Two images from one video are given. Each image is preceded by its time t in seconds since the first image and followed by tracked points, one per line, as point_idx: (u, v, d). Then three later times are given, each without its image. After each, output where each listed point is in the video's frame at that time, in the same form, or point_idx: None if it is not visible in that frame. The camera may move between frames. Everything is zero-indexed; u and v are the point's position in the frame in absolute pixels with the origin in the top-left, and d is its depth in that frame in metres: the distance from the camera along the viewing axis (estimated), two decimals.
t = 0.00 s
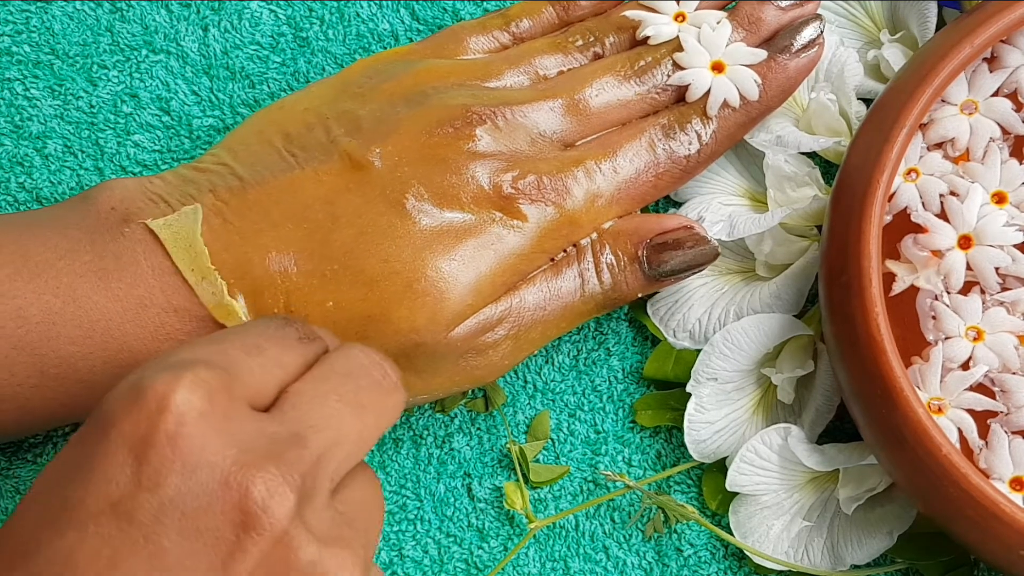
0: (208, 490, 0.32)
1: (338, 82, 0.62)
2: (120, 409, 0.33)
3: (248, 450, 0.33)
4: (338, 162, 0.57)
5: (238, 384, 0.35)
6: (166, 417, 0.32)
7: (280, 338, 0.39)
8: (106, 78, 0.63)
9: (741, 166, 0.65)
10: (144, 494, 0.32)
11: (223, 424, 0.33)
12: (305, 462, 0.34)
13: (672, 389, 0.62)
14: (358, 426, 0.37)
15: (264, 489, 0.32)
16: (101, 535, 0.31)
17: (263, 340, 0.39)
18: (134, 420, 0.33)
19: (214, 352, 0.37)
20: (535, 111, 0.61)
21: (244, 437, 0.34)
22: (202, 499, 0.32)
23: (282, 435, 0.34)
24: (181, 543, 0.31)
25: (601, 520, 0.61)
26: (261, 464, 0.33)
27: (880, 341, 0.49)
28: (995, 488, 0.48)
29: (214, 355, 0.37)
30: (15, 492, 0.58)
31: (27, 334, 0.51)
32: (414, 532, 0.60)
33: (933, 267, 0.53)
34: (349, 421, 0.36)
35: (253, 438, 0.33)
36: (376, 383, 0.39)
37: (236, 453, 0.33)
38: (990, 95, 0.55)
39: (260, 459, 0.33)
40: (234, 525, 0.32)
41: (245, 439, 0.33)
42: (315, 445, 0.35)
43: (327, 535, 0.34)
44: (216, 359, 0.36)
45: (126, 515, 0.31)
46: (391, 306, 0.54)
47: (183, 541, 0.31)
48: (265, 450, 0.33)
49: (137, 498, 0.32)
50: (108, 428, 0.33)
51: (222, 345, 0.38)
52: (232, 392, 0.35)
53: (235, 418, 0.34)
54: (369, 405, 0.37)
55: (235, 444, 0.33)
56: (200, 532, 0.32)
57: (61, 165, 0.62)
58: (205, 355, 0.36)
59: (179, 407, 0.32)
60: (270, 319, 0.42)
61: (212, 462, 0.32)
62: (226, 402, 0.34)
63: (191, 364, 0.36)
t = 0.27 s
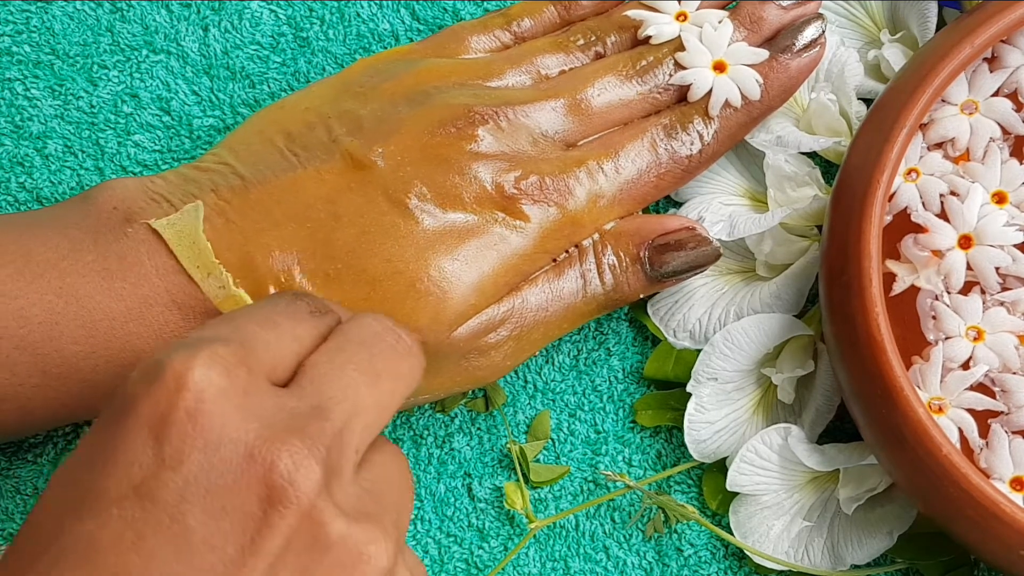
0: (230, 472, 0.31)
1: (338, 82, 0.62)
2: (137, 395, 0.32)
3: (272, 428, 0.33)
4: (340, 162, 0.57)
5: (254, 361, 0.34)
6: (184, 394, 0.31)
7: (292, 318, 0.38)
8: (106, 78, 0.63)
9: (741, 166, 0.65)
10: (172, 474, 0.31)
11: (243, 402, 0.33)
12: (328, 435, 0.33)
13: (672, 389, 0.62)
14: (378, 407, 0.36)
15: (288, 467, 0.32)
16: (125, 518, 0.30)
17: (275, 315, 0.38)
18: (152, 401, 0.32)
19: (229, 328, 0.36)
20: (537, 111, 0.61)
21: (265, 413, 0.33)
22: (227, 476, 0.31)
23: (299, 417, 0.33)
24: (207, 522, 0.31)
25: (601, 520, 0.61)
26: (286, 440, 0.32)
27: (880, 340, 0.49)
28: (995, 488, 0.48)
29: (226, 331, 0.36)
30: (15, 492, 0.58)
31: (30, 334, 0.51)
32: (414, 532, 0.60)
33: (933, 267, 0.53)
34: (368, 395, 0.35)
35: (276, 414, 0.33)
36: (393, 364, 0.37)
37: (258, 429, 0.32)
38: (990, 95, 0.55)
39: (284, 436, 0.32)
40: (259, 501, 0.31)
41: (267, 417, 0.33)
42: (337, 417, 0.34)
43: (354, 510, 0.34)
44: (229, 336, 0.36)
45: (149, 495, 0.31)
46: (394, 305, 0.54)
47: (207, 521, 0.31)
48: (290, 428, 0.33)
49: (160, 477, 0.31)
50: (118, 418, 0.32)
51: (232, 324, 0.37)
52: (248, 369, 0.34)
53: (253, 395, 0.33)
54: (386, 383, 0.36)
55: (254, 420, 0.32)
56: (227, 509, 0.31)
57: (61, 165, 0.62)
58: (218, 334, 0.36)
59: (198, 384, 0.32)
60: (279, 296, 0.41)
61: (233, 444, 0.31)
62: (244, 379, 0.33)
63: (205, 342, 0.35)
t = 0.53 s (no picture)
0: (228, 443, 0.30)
1: (338, 82, 0.62)
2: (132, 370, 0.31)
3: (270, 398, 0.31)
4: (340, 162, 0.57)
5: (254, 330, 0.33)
6: (184, 365, 0.30)
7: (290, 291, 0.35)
8: (106, 78, 0.63)
9: (741, 166, 0.65)
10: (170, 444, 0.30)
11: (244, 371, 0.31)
12: (331, 408, 0.31)
13: (672, 388, 0.62)
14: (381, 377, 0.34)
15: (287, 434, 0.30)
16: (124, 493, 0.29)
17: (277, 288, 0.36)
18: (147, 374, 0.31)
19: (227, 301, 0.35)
20: (537, 110, 0.61)
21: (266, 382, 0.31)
22: (227, 449, 0.30)
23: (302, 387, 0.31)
24: (207, 496, 0.29)
25: (601, 520, 0.61)
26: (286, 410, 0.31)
27: (880, 340, 0.49)
28: (995, 488, 0.48)
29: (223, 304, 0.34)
30: (15, 492, 0.58)
31: (29, 334, 0.51)
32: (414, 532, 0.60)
33: (933, 267, 0.53)
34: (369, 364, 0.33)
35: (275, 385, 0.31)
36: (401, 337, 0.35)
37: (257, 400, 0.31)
38: (990, 95, 0.55)
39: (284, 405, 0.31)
40: (260, 471, 0.30)
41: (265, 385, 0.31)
42: (340, 388, 0.32)
43: (358, 484, 0.32)
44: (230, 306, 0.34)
45: (148, 469, 0.29)
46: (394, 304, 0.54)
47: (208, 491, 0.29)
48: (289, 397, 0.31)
49: (160, 450, 0.30)
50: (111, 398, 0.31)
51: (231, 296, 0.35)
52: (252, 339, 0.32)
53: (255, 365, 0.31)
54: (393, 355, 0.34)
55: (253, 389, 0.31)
56: (227, 482, 0.30)
57: (61, 165, 0.62)
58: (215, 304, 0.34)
59: (198, 355, 0.30)
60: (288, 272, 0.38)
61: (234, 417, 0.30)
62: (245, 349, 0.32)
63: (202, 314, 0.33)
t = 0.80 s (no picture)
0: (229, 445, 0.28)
1: (338, 82, 0.62)
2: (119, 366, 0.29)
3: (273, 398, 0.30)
4: (340, 163, 0.57)
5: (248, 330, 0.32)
6: (181, 367, 0.28)
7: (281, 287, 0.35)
8: (106, 78, 0.63)
9: (741, 166, 0.65)
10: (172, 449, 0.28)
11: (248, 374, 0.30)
12: (328, 404, 0.31)
13: (672, 388, 0.62)
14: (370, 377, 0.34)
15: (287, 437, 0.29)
16: (118, 497, 0.27)
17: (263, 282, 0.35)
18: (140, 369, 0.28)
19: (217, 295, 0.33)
20: (537, 113, 0.61)
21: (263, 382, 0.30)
22: (227, 447, 0.28)
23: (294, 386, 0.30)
24: (206, 496, 0.28)
25: (601, 520, 0.61)
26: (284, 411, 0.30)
27: (879, 340, 0.49)
28: (995, 488, 0.48)
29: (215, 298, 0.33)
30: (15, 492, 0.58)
31: (26, 335, 0.51)
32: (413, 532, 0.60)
33: (933, 267, 0.53)
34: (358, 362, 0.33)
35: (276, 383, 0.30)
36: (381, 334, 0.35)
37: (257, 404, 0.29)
38: (990, 95, 0.55)
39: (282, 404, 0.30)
40: (263, 472, 0.29)
41: (267, 385, 0.30)
42: (334, 383, 0.32)
43: (356, 480, 0.32)
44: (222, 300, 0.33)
45: (143, 470, 0.27)
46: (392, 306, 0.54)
47: (208, 493, 0.28)
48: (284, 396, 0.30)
49: (154, 453, 0.27)
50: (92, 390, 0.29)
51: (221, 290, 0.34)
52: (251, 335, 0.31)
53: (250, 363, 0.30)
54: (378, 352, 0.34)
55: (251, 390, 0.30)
56: (228, 481, 0.28)
57: (61, 165, 0.62)
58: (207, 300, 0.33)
59: (196, 357, 0.29)
60: (265, 258, 0.38)
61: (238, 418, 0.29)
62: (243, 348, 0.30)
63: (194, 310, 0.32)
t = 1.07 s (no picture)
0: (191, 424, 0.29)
1: (338, 82, 0.62)
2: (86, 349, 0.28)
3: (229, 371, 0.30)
4: (340, 163, 0.57)
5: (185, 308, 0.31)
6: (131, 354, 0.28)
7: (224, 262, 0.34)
8: (106, 78, 0.63)
9: (741, 166, 0.65)
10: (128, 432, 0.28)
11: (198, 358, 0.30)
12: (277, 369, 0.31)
13: (672, 388, 0.62)
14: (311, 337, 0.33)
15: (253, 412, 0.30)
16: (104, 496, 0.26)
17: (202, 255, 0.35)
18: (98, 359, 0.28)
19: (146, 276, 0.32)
20: (537, 113, 0.61)
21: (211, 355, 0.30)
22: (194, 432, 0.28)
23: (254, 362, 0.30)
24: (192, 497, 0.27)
25: (601, 520, 0.61)
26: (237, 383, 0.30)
27: (880, 340, 0.49)
28: (995, 488, 0.48)
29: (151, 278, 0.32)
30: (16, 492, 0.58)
31: (26, 334, 0.51)
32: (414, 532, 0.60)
33: (933, 267, 0.53)
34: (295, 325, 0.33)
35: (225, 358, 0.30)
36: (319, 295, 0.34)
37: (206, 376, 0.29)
38: (990, 95, 0.55)
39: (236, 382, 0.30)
40: (223, 442, 0.29)
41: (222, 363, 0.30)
42: (279, 350, 0.31)
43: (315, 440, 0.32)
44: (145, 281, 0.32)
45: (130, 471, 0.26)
46: (392, 306, 0.54)
47: (175, 471, 0.28)
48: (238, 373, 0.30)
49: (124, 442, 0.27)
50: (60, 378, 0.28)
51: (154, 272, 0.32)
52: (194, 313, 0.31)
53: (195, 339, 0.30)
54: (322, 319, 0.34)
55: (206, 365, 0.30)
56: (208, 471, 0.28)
57: (61, 165, 0.62)
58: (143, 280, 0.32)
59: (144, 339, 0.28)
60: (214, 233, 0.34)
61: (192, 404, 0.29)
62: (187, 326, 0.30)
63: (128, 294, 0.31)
